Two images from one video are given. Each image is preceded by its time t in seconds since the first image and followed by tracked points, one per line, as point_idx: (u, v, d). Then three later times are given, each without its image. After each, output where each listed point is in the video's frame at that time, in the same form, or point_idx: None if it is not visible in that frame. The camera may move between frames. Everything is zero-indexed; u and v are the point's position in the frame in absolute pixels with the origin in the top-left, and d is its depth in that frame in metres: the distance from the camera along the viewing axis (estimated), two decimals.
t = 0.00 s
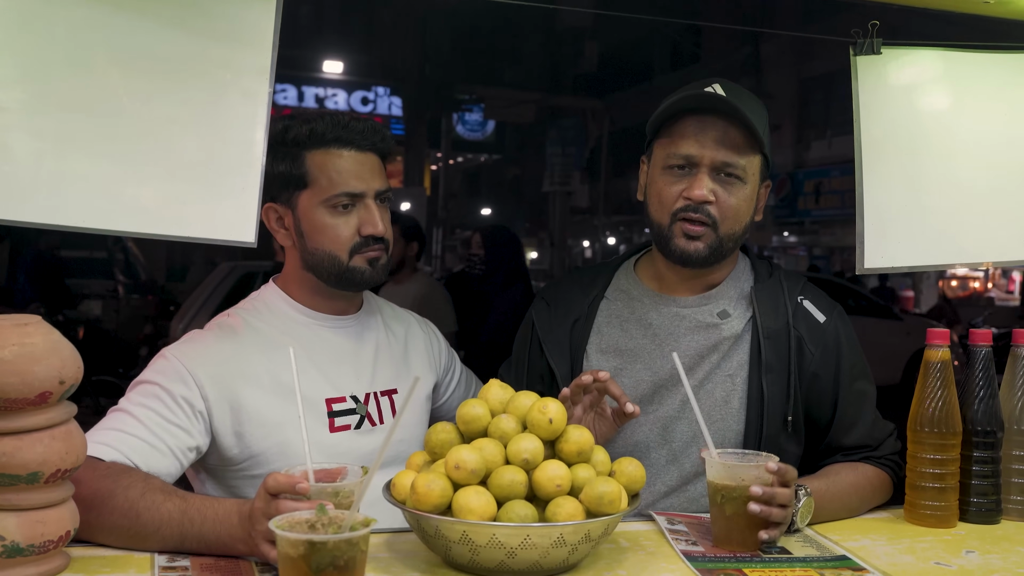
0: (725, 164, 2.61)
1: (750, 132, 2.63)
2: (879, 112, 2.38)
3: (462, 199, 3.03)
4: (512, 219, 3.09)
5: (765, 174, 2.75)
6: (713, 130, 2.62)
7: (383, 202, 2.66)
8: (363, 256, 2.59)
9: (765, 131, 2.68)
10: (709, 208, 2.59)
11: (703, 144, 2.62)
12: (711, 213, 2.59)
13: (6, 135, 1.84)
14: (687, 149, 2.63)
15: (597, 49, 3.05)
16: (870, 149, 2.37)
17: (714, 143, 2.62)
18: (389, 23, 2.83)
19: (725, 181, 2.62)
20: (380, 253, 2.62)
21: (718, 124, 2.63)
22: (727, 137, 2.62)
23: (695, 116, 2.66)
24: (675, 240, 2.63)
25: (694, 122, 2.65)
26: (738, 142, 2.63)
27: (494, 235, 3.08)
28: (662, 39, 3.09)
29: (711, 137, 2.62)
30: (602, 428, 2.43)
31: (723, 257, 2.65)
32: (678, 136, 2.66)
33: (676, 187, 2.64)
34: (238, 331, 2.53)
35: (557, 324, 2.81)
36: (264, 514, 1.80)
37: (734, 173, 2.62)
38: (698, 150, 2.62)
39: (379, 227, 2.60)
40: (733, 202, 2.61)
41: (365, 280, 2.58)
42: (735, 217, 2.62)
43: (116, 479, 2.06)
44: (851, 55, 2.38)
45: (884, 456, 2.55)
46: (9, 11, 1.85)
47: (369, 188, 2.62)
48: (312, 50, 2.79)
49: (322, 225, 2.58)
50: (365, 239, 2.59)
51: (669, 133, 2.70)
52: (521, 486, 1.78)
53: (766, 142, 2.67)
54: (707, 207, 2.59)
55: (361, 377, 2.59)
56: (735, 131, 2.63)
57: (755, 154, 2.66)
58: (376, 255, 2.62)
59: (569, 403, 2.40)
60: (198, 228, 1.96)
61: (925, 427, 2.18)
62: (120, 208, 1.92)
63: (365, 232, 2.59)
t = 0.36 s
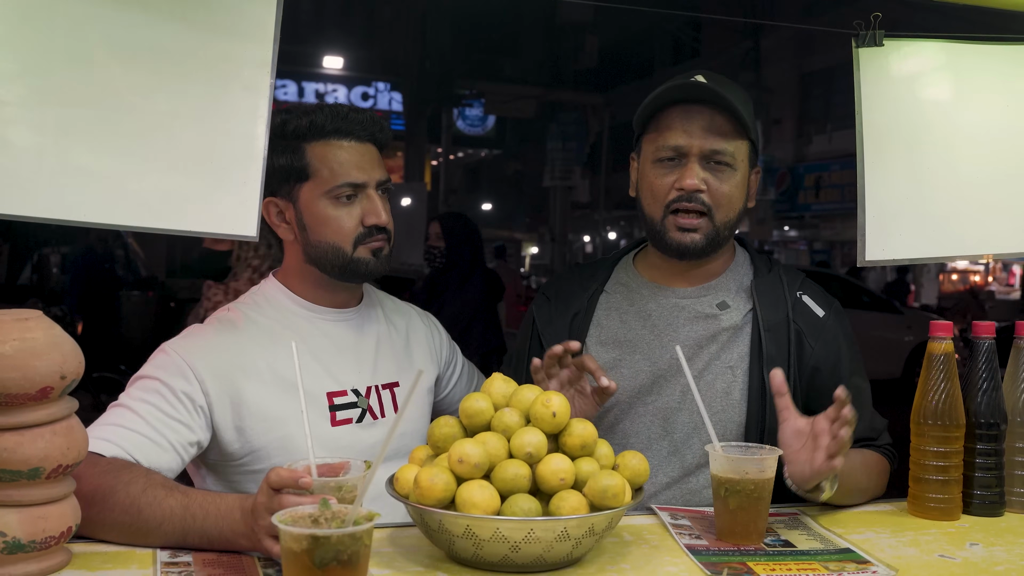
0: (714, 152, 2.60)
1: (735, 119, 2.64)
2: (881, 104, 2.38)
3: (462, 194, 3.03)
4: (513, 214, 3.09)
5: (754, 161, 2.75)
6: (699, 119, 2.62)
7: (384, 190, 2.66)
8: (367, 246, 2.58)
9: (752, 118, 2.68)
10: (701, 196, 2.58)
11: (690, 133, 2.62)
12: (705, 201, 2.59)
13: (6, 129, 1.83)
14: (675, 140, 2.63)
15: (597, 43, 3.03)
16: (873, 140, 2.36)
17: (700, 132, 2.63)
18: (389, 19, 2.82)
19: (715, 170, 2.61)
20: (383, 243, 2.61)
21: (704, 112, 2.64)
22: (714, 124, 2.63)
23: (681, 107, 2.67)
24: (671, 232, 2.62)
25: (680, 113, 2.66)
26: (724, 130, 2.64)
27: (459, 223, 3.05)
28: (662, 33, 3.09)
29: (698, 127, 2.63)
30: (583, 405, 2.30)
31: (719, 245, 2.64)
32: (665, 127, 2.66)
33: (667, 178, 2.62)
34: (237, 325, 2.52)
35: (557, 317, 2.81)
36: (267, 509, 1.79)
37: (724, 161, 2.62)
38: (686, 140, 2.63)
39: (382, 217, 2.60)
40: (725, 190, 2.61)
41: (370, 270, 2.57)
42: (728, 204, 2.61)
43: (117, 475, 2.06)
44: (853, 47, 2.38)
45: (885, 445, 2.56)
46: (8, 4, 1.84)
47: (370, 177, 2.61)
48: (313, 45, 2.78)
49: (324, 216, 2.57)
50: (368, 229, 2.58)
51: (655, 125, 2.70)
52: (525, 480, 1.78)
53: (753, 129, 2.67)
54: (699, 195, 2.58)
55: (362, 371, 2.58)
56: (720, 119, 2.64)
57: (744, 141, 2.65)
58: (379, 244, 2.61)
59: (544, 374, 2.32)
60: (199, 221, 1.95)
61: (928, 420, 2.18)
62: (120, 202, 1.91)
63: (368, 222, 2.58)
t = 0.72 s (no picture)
0: (690, 149, 2.79)
1: (706, 115, 2.81)
2: (877, 100, 2.38)
3: (458, 192, 2.98)
4: (509, 212, 3.03)
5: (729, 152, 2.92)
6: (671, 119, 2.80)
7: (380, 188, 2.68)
8: (362, 244, 2.60)
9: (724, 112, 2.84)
10: (683, 194, 2.77)
11: (666, 134, 2.80)
12: (686, 197, 2.77)
13: None
14: (652, 142, 2.80)
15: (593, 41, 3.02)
16: (868, 136, 2.36)
17: (674, 132, 2.81)
18: (385, 16, 2.80)
19: (694, 166, 2.79)
20: (378, 241, 2.64)
21: (677, 112, 2.82)
22: (687, 122, 2.80)
23: (653, 108, 2.84)
24: (659, 230, 2.79)
25: (653, 115, 2.83)
26: (698, 127, 2.81)
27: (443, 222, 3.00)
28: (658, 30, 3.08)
29: (671, 128, 2.81)
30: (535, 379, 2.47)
31: (705, 237, 2.82)
32: (641, 131, 2.84)
33: (649, 179, 2.80)
34: (233, 323, 2.52)
35: (551, 315, 3.00)
36: (263, 508, 1.78)
37: (701, 156, 2.80)
38: (662, 141, 2.80)
39: (378, 214, 2.62)
40: (705, 184, 2.79)
41: (366, 267, 2.59)
42: (708, 197, 2.80)
43: (113, 474, 2.05)
44: (848, 44, 2.38)
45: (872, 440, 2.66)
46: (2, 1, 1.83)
47: (366, 175, 2.63)
48: (309, 43, 2.76)
49: (319, 213, 2.60)
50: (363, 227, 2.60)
51: (633, 129, 2.88)
52: (522, 477, 1.78)
53: (726, 121, 2.83)
54: (681, 193, 2.76)
55: (357, 368, 2.58)
56: (691, 117, 2.81)
57: (718, 134, 2.83)
58: (374, 242, 2.63)
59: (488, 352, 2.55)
60: (194, 219, 1.95)
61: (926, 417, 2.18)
62: (114, 201, 1.90)
63: (365, 219, 2.61)
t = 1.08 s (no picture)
0: (674, 153, 2.80)
1: (687, 118, 2.82)
2: (871, 103, 2.38)
3: (453, 195, 2.99)
4: (505, 214, 3.04)
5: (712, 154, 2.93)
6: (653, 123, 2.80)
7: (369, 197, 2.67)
8: (348, 252, 2.58)
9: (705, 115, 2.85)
10: (668, 198, 2.77)
11: (648, 139, 2.81)
12: (672, 202, 2.77)
13: None
14: (635, 147, 2.81)
15: (588, 44, 3.02)
16: (862, 138, 2.37)
17: (657, 137, 2.81)
18: (379, 19, 2.80)
19: (678, 169, 2.79)
20: (365, 250, 2.62)
21: (659, 116, 2.82)
22: (668, 126, 2.82)
23: (635, 114, 2.85)
24: (645, 236, 2.79)
25: (635, 120, 2.84)
26: (679, 130, 2.81)
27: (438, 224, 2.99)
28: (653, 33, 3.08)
29: (653, 132, 2.81)
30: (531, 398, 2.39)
31: (692, 241, 2.83)
32: (624, 137, 2.85)
33: (633, 185, 2.81)
34: (224, 327, 2.51)
35: (539, 321, 2.97)
36: (256, 512, 1.78)
37: (685, 159, 2.80)
38: (645, 146, 2.81)
39: (364, 224, 2.60)
40: (690, 188, 2.80)
41: (351, 276, 2.58)
42: (694, 200, 2.80)
43: (105, 479, 2.05)
44: (841, 47, 2.38)
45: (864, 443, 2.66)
46: None
47: (354, 183, 2.61)
48: (304, 46, 2.76)
49: (306, 221, 2.58)
50: (350, 235, 2.58)
51: (616, 135, 2.89)
52: (515, 482, 1.77)
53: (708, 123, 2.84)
54: (666, 197, 2.77)
55: (349, 372, 2.57)
56: (672, 120, 2.82)
57: (701, 136, 2.83)
58: (360, 251, 2.61)
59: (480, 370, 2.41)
60: (188, 223, 1.95)
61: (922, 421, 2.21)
62: (105, 205, 1.90)
63: (350, 228, 2.59)
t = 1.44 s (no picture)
0: (660, 159, 2.75)
1: (671, 124, 2.76)
2: (866, 107, 2.39)
3: (452, 199, 3.02)
4: (503, 217, 3.08)
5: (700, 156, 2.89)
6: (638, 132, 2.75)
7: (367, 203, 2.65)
8: (345, 257, 2.58)
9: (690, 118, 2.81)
10: (656, 205, 2.74)
11: (634, 147, 2.76)
12: (660, 209, 2.75)
13: None
14: (621, 155, 2.77)
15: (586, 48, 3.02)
16: (857, 141, 2.37)
17: (643, 144, 2.76)
18: (377, 23, 2.80)
19: (665, 175, 2.76)
20: (363, 254, 2.62)
21: (643, 123, 2.77)
22: (652, 132, 2.76)
23: (620, 121, 2.81)
24: (635, 244, 2.77)
25: (621, 128, 2.79)
26: (664, 136, 2.76)
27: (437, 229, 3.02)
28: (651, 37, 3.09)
29: (639, 139, 2.77)
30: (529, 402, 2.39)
31: (682, 246, 2.81)
32: (610, 145, 2.81)
33: (620, 193, 2.78)
34: (220, 331, 2.52)
35: (532, 326, 2.97)
36: (250, 517, 1.78)
37: (672, 165, 2.76)
38: (631, 154, 2.77)
39: (363, 229, 2.59)
40: (678, 193, 2.77)
41: (348, 280, 2.58)
42: (682, 206, 2.78)
43: (100, 484, 2.05)
44: (836, 51, 2.39)
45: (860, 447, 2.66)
46: None
47: (353, 189, 2.60)
48: (303, 50, 2.77)
49: (304, 224, 2.57)
50: (349, 239, 2.58)
51: (602, 142, 2.85)
52: (509, 486, 1.77)
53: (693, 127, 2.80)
54: (654, 205, 2.74)
55: (345, 377, 2.58)
56: (658, 126, 2.77)
57: (687, 140, 2.79)
58: (359, 256, 2.61)
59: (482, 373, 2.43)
60: (182, 227, 1.96)
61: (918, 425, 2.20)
62: (101, 210, 1.91)
63: (349, 232, 2.58)
